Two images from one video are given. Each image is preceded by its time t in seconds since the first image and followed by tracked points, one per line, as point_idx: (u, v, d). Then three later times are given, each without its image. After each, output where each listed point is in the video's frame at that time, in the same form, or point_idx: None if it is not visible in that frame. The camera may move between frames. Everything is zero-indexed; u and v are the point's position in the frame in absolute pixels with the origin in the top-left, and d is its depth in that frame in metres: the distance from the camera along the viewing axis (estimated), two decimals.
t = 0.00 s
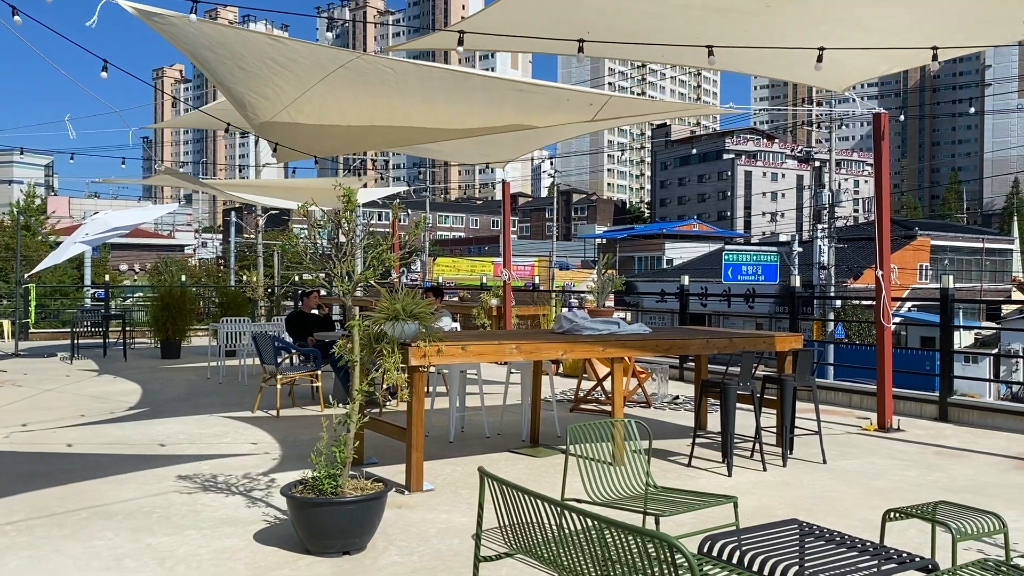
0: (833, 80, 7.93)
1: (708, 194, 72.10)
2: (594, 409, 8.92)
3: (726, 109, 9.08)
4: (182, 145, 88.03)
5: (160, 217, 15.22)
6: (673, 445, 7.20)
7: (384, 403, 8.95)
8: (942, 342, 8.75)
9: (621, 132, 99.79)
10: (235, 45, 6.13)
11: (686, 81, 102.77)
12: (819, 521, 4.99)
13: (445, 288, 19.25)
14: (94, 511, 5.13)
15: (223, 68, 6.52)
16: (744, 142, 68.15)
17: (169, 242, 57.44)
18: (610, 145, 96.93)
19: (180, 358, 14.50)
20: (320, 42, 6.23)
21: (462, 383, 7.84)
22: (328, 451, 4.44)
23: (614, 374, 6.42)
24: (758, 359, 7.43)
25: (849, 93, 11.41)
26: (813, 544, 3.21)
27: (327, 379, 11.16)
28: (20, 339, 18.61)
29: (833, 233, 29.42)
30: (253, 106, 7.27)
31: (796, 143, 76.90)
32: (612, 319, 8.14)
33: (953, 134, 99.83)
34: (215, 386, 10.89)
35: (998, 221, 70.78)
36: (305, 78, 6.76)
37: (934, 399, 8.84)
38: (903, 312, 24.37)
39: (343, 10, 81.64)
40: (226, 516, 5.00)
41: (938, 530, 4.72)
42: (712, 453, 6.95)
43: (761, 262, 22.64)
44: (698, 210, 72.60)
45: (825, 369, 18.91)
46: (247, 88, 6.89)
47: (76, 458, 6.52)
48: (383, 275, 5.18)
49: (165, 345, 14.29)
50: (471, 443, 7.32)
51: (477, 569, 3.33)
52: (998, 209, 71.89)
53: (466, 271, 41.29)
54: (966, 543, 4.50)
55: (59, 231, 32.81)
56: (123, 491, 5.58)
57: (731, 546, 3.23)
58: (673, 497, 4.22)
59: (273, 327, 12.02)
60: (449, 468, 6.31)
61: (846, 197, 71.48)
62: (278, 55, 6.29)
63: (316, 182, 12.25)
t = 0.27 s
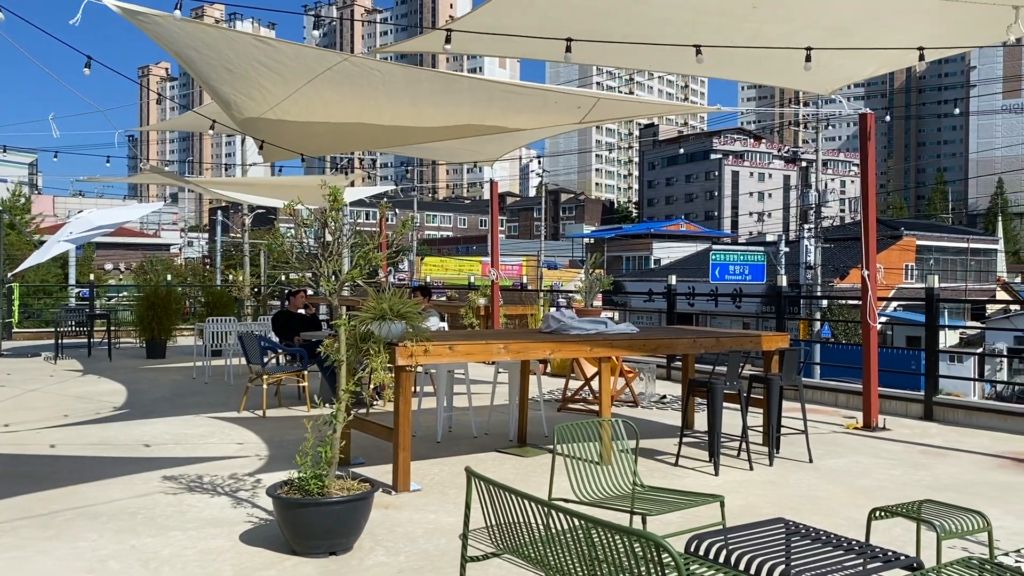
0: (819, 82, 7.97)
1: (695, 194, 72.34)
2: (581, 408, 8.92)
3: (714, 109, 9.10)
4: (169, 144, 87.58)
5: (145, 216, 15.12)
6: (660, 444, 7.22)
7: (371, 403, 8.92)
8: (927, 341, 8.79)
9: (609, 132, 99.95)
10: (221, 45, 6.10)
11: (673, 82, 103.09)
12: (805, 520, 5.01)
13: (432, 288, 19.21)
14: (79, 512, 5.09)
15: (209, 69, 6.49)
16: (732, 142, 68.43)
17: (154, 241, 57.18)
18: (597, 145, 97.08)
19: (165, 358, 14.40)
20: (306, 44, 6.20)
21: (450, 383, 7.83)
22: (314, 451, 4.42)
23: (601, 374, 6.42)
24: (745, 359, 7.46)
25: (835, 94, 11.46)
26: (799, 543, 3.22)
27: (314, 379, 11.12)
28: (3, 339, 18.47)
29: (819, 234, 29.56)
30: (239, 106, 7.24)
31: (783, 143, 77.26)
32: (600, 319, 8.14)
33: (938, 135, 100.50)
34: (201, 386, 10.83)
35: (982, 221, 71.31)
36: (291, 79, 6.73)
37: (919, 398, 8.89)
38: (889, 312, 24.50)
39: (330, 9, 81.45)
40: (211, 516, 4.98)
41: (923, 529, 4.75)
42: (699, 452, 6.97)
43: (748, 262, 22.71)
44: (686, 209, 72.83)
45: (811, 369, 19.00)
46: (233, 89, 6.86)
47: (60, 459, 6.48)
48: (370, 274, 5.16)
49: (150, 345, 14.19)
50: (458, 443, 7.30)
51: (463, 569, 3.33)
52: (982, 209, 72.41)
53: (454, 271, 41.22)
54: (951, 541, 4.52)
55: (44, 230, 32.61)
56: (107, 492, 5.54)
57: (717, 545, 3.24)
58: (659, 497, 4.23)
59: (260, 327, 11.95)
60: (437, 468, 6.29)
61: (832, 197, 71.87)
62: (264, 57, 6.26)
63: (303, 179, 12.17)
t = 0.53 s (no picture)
0: (806, 85, 8.01)
1: (683, 194, 72.59)
2: (569, 407, 8.93)
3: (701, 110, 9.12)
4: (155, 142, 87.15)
5: (131, 214, 15.04)
6: (648, 443, 7.23)
7: (359, 403, 8.88)
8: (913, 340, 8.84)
9: (597, 131, 100.18)
10: (209, 47, 6.06)
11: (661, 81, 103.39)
12: (792, 518, 5.02)
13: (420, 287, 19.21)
14: (63, 513, 5.05)
15: (195, 70, 6.44)
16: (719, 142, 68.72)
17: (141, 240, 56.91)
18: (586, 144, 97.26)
19: (151, 357, 14.32)
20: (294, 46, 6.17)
21: (437, 383, 7.81)
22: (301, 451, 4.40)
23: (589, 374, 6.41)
24: (732, 358, 7.47)
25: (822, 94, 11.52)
26: (786, 542, 3.23)
27: (301, 378, 11.07)
28: None
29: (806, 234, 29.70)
30: (225, 108, 7.20)
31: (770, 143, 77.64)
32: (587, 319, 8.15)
33: (924, 135, 101.20)
34: (187, 385, 10.77)
35: (968, 221, 71.87)
36: (279, 82, 6.70)
37: (905, 397, 8.94)
38: (875, 311, 24.65)
39: (318, 7, 81.26)
40: (198, 517, 4.95)
41: (909, 527, 4.77)
42: (686, 451, 6.98)
43: (736, 261, 22.79)
44: (674, 209, 73.06)
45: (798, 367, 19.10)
46: (219, 90, 6.82)
47: (44, 460, 6.43)
48: (358, 273, 5.14)
49: (136, 344, 14.11)
50: (446, 442, 7.29)
51: (450, 569, 3.31)
52: (968, 209, 72.96)
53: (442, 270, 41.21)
54: (937, 539, 4.54)
55: (29, 229, 32.43)
56: (91, 493, 5.50)
57: (705, 543, 3.24)
58: (647, 496, 4.23)
59: (246, 326, 11.88)
60: (424, 468, 6.28)
61: (820, 196, 72.26)
62: (251, 58, 6.22)
63: (290, 176, 12.10)
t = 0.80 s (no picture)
0: (794, 87, 8.05)
1: (672, 193, 72.82)
2: (558, 407, 8.94)
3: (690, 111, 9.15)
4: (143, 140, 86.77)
5: (118, 213, 14.95)
6: (637, 442, 7.24)
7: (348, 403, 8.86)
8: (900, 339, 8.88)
9: (586, 131, 100.34)
10: (197, 50, 6.02)
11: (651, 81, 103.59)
12: (780, 517, 5.04)
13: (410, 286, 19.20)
14: (50, 514, 5.01)
15: (182, 74, 6.40)
16: (708, 142, 68.98)
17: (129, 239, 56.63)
18: (575, 144, 97.43)
19: (139, 357, 14.26)
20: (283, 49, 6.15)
21: (427, 382, 7.80)
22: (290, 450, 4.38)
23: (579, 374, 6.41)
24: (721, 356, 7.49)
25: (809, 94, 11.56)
26: (775, 540, 3.24)
27: (290, 378, 11.04)
28: None
29: (794, 233, 29.83)
30: (213, 115, 7.16)
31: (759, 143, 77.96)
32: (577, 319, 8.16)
33: (911, 135, 101.81)
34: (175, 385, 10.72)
35: (954, 220, 72.35)
36: (268, 87, 6.68)
37: (892, 395, 8.99)
38: (863, 310, 24.80)
39: (307, 6, 81.06)
40: (185, 517, 4.92)
41: (897, 524, 4.79)
42: (675, 450, 6.99)
43: (724, 260, 22.86)
44: (663, 208, 73.26)
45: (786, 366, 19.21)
46: (208, 96, 6.79)
47: (30, 461, 6.38)
48: (347, 272, 5.12)
49: (123, 344, 14.05)
50: (435, 442, 7.28)
51: (440, 569, 3.31)
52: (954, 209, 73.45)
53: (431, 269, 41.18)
54: (924, 537, 4.56)
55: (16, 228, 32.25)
56: (77, 494, 5.47)
57: (693, 542, 3.25)
58: (636, 494, 4.23)
59: (234, 326, 11.84)
60: (413, 467, 6.28)
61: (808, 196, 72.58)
62: (240, 62, 6.19)
63: (278, 175, 12.04)
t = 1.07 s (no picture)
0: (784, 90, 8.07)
1: (663, 193, 72.99)
2: (549, 406, 8.94)
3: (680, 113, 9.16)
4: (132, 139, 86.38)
5: (106, 211, 14.86)
6: (628, 441, 7.25)
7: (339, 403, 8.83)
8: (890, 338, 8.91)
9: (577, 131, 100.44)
10: (187, 55, 5.98)
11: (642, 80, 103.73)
12: (770, 516, 5.05)
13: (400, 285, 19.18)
14: (38, 514, 4.98)
15: (172, 80, 6.36)
16: (698, 142, 69.15)
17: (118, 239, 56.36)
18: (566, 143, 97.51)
19: (128, 356, 14.19)
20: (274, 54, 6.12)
21: (418, 382, 7.79)
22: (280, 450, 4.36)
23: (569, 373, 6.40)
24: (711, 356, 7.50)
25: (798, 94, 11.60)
26: (765, 539, 3.24)
27: (281, 378, 11.01)
28: None
29: (785, 233, 29.95)
30: (202, 121, 7.13)
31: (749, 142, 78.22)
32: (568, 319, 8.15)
33: (900, 135, 102.34)
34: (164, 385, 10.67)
35: (943, 220, 72.76)
36: (258, 93, 6.65)
37: (882, 395, 9.03)
38: (852, 309, 24.91)
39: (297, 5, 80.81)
40: (175, 518, 4.90)
41: (886, 523, 4.82)
42: (666, 449, 7.00)
43: (714, 260, 22.90)
44: (654, 208, 73.44)
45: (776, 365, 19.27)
46: (198, 102, 6.75)
47: (18, 462, 6.35)
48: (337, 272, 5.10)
49: (112, 343, 13.98)
50: (426, 441, 7.27)
51: (431, 568, 3.31)
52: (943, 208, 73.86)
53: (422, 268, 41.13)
54: (913, 535, 4.59)
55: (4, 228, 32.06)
56: (65, 495, 5.44)
57: (684, 541, 3.25)
58: (627, 494, 4.24)
59: (224, 326, 11.79)
60: (404, 467, 6.26)
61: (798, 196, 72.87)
62: (230, 67, 6.16)
63: (269, 175, 11.96)
